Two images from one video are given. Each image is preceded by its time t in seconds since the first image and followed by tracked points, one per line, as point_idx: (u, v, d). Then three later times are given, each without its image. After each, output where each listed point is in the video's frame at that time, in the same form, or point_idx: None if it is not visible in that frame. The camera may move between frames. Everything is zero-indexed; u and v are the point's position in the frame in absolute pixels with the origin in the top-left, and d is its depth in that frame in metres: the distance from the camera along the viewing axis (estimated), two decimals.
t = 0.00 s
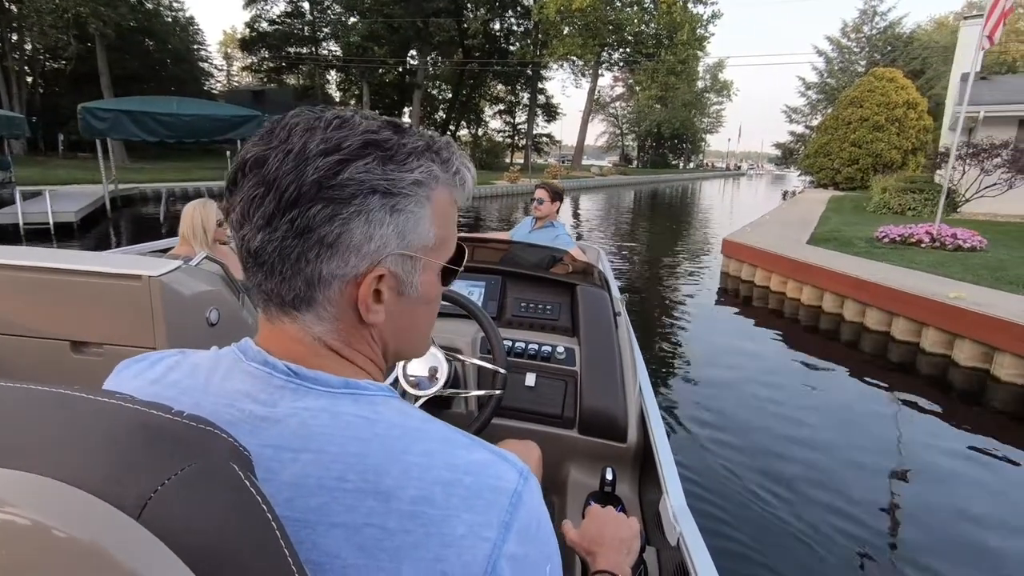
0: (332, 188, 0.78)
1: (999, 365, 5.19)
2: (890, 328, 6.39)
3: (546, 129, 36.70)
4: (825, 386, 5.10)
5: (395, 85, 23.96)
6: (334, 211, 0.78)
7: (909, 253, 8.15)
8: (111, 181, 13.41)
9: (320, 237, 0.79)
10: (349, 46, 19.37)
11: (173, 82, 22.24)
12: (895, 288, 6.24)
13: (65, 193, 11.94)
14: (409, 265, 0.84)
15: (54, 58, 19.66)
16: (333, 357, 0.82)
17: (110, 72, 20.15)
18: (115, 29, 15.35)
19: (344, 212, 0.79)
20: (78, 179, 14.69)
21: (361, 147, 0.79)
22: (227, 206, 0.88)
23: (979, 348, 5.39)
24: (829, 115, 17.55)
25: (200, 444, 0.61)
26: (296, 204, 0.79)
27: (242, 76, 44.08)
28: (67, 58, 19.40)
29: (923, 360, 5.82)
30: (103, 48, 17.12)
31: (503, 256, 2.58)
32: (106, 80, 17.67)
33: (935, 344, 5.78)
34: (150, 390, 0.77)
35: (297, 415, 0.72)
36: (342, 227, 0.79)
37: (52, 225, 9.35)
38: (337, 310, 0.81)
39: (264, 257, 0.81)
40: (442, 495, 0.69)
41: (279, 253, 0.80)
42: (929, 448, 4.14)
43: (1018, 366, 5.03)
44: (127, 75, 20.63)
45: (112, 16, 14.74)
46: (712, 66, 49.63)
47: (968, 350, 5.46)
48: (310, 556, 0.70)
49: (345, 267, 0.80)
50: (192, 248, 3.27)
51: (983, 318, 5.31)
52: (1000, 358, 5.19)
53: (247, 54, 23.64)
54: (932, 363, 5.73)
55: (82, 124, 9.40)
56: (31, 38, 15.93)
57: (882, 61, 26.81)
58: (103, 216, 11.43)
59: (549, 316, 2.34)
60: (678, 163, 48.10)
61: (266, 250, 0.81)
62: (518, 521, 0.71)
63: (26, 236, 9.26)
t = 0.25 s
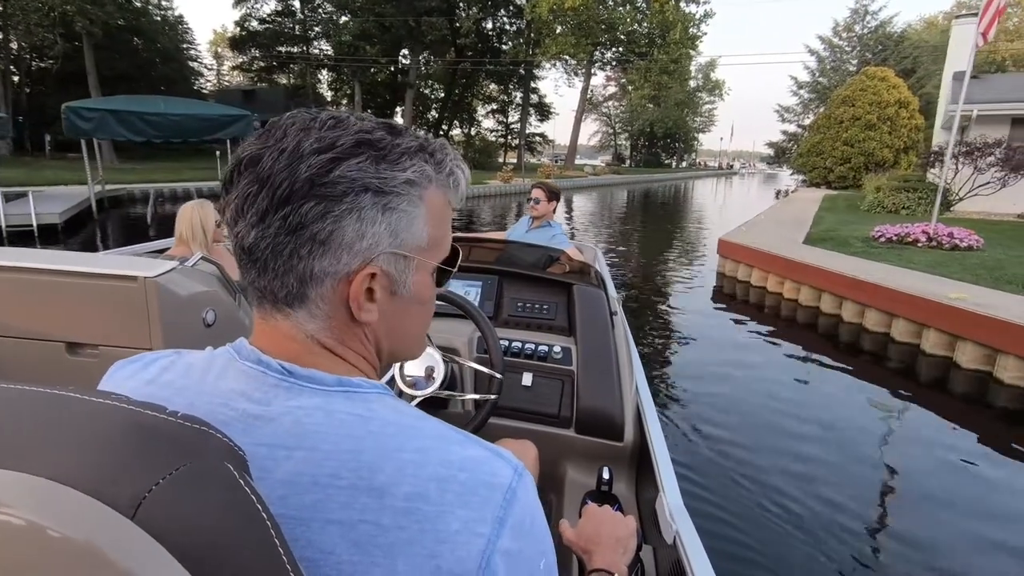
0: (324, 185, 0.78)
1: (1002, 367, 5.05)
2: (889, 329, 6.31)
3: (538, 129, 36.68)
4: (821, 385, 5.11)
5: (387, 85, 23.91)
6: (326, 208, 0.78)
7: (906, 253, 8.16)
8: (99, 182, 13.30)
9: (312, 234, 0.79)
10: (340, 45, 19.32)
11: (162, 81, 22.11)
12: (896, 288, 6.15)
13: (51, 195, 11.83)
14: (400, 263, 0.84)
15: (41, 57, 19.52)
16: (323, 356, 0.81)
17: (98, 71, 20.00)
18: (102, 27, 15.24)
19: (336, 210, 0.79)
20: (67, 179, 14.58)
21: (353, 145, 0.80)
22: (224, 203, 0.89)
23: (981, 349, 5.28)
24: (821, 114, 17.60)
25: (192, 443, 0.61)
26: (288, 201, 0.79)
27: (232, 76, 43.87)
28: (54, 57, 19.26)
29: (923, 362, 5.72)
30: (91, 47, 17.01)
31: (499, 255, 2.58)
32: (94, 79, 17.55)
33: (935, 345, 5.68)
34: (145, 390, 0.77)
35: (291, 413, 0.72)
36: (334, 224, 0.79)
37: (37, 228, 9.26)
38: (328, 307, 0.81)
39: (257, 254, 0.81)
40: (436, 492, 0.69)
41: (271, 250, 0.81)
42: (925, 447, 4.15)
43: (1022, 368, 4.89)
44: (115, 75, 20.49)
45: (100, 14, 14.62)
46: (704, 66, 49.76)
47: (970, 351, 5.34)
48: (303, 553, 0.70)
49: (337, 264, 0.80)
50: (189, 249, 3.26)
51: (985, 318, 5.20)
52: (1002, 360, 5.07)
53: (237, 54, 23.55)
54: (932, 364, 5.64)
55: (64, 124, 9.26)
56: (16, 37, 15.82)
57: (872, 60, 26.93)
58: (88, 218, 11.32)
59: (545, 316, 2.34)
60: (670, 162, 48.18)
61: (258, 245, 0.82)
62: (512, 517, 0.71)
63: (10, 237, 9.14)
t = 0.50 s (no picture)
0: (339, 187, 0.77)
1: (1007, 370, 4.97)
2: (890, 330, 6.24)
3: (531, 128, 36.62)
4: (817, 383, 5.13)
5: (379, 84, 23.84)
6: (341, 210, 0.78)
7: (903, 252, 8.16)
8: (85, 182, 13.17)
9: (327, 237, 0.78)
10: (332, 44, 19.24)
11: (151, 80, 21.93)
12: (898, 290, 6.07)
13: (36, 196, 11.69)
14: (405, 261, 0.84)
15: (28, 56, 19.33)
16: (329, 357, 0.81)
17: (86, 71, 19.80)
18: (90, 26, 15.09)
19: (351, 211, 0.78)
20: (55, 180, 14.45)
21: (363, 147, 0.79)
22: (219, 205, 0.85)
23: (985, 352, 5.19)
24: (813, 113, 17.68)
25: (186, 445, 0.60)
26: (303, 205, 0.77)
27: (222, 75, 43.59)
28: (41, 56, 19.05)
29: (925, 364, 5.65)
30: (78, 46, 16.84)
31: (496, 255, 2.58)
32: (81, 78, 17.40)
33: (937, 348, 5.60)
34: (143, 393, 0.77)
35: (289, 414, 0.71)
36: (349, 225, 0.79)
37: (21, 229, 9.15)
38: (338, 308, 0.81)
39: (266, 257, 0.79)
40: (435, 494, 0.69)
41: (285, 255, 0.79)
42: (921, 445, 4.17)
43: None
44: (103, 74, 20.29)
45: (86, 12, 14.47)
46: (697, 65, 49.87)
47: (974, 354, 5.26)
48: (299, 555, 0.70)
49: (351, 265, 0.80)
50: (187, 249, 3.24)
51: (989, 321, 5.12)
52: (1006, 363, 4.99)
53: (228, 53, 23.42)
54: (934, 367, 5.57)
55: (48, 124, 9.20)
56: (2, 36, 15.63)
57: (864, 60, 26.98)
58: (75, 220, 11.17)
59: (542, 316, 2.34)
60: (664, 161, 48.16)
61: (270, 251, 0.79)
62: (512, 517, 0.71)
63: None
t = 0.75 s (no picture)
0: (341, 194, 0.77)
1: (1012, 374, 4.87)
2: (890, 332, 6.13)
3: (525, 128, 36.57)
4: (814, 383, 5.13)
5: (372, 84, 23.81)
6: (344, 217, 0.78)
7: (902, 252, 8.17)
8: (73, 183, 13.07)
9: (330, 244, 0.78)
10: (324, 43, 19.17)
11: (140, 80, 21.79)
12: (898, 291, 5.95)
13: (23, 197, 11.58)
14: (403, 262, 0.85)
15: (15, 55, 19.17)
16: (329, 361, 0.81)
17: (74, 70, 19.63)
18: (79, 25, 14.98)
19: (353, 217, 0.78)
20: (44, 180, 14.35)
21: (362, 151, 0.79)
22: (213, 211, 0.83)
23: (988, 355, 5.10)
24: (806, 113, 17.77)
25: (181, 449, 0.60)
26: (306, 212, 0.77)
27: (214, 74, 43.37)
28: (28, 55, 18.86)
29: (928, 368, 5.55)
30: (65, 45, 16.71)
31: (493, 255, 2.58)
32: (69, 77, 17.26)
33: (940, 350, 5.49)
34: (141, 396, 0.76)
35: (285, 418, 0.71)
36: (351, 231, 0.78)
37: (7, 230, 9.07)
38: (340, 311, 0.81)
39: (267, 265, 0.79)
40: (433, 497, 0.69)
41: (288, 263, 0.78)
42: (917, 445, 4.18)
43: None
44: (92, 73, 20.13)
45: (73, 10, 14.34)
46: (690, 65, 49.97)
47: (977, 357, 5.15)
48: (296, 558, 0.70)
49: (353, 269, 0.80)
50: (184, 249, 3.22)
51: (992, 323, 5.01)
52: (1010, 366, 4.88)
53: (218, 52, 23.32)
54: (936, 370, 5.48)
55: (32, 124, 9.11)
56: None
57: (857, 59, 27.08)
58: (60, 221, 11.05)
59: (541, 316, 2.34)
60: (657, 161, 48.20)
61: (273, 259, 0.78)
62: (508, 520, 0.72)
63: None
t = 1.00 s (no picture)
0: (342, 195, 0.77)
1: (1016, 377, 4.81)
2: (892, 334, 6.08)
3: (519, 127, 36.51)
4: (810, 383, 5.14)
5: (365, 83, 23.73)
6: (346, 217, 0.78)
7: (900, 252, 8.18)
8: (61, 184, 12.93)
9: (332, 245, 0.78)
10: (316, 42, 19.09)
11: (130, 79, 21.61)
12: (900, 293, 5.89)
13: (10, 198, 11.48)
14: (399, 260, 0.86)
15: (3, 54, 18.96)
16: (328, 363, 0.81)
17: (62, 68, 19.42)
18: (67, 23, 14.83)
19: (354, 217, 0.79)
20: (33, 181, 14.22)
21: (359, 152, 0.79)
22: (208, 217, 0.82)
23: (993, 358, 5.04)
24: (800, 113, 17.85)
25: (177, 452, 0.60)
26: (308, 215, 0.76)
27: (205, 74, 43.11)
28: (15, 53, 18.65)
29: (931, 370, 5.49)
30: (53, 44, 16.54)
31: (491, 255, 2.58)
32: (57, 76, 17.08)
33: (943, 353, 5.44)
34: (134, 400, 0.76)
35: (281, 419, 0.71)
36: (353, 232, 0.79)
37: None
38: (341, 313, 0.81)
39: (269, 269, 0.78)
40: (428, 498, 0.69)
41: (291, 265, 0.77)
42: (912, 443, 4.20)
43: None
44: (80, 72, 19.93)
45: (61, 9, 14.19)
46: (684, 65, 50.01)
47: (981, 360, 5.10)
48: (291, 560, 0.69)
49: (354, 269, 0.81)
50: (182, 250, 3.21)
51: (996, 326, 4.96)
52: (1015, 370, 4.83)
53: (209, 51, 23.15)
54: (939, 373, 5.42)
55: (17, 123, 9.17)
56: None
57: (850, 59, 27.15)
58: (46, 222, 10.89)
59: (538, 317, 2.35)
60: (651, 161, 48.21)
61: (275, 263, 0.77)
62: (505, 521, 0.71)
63: None
